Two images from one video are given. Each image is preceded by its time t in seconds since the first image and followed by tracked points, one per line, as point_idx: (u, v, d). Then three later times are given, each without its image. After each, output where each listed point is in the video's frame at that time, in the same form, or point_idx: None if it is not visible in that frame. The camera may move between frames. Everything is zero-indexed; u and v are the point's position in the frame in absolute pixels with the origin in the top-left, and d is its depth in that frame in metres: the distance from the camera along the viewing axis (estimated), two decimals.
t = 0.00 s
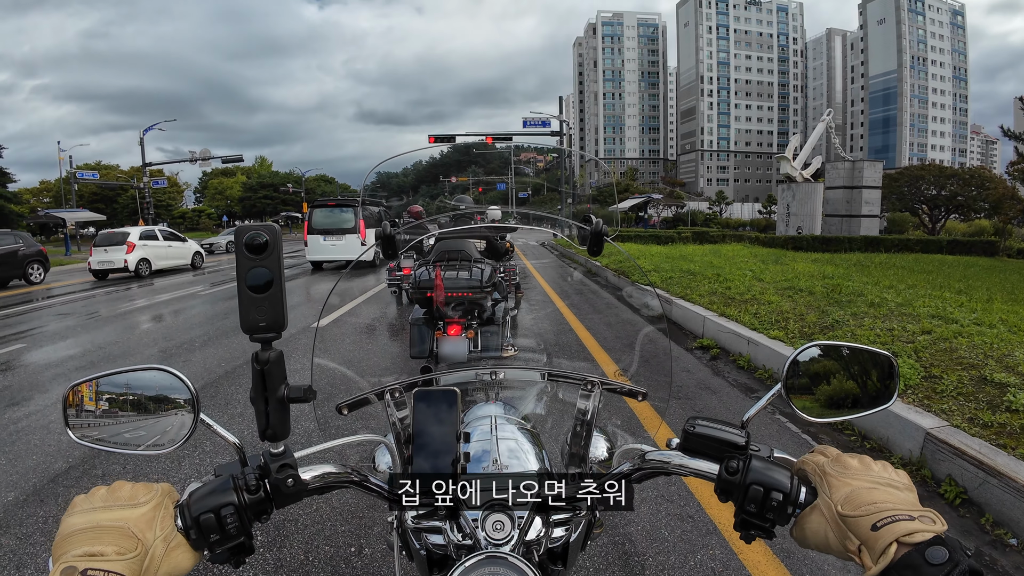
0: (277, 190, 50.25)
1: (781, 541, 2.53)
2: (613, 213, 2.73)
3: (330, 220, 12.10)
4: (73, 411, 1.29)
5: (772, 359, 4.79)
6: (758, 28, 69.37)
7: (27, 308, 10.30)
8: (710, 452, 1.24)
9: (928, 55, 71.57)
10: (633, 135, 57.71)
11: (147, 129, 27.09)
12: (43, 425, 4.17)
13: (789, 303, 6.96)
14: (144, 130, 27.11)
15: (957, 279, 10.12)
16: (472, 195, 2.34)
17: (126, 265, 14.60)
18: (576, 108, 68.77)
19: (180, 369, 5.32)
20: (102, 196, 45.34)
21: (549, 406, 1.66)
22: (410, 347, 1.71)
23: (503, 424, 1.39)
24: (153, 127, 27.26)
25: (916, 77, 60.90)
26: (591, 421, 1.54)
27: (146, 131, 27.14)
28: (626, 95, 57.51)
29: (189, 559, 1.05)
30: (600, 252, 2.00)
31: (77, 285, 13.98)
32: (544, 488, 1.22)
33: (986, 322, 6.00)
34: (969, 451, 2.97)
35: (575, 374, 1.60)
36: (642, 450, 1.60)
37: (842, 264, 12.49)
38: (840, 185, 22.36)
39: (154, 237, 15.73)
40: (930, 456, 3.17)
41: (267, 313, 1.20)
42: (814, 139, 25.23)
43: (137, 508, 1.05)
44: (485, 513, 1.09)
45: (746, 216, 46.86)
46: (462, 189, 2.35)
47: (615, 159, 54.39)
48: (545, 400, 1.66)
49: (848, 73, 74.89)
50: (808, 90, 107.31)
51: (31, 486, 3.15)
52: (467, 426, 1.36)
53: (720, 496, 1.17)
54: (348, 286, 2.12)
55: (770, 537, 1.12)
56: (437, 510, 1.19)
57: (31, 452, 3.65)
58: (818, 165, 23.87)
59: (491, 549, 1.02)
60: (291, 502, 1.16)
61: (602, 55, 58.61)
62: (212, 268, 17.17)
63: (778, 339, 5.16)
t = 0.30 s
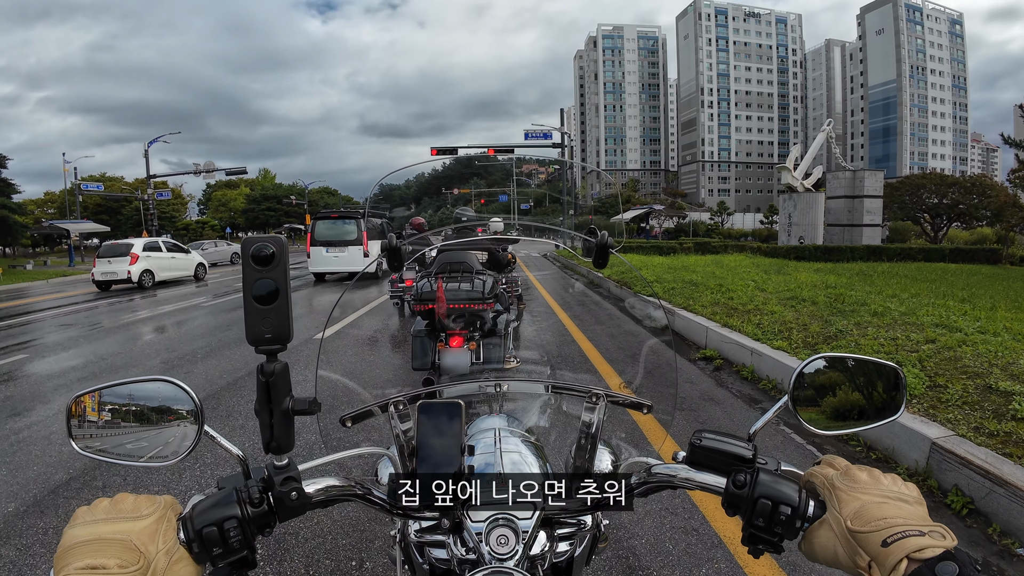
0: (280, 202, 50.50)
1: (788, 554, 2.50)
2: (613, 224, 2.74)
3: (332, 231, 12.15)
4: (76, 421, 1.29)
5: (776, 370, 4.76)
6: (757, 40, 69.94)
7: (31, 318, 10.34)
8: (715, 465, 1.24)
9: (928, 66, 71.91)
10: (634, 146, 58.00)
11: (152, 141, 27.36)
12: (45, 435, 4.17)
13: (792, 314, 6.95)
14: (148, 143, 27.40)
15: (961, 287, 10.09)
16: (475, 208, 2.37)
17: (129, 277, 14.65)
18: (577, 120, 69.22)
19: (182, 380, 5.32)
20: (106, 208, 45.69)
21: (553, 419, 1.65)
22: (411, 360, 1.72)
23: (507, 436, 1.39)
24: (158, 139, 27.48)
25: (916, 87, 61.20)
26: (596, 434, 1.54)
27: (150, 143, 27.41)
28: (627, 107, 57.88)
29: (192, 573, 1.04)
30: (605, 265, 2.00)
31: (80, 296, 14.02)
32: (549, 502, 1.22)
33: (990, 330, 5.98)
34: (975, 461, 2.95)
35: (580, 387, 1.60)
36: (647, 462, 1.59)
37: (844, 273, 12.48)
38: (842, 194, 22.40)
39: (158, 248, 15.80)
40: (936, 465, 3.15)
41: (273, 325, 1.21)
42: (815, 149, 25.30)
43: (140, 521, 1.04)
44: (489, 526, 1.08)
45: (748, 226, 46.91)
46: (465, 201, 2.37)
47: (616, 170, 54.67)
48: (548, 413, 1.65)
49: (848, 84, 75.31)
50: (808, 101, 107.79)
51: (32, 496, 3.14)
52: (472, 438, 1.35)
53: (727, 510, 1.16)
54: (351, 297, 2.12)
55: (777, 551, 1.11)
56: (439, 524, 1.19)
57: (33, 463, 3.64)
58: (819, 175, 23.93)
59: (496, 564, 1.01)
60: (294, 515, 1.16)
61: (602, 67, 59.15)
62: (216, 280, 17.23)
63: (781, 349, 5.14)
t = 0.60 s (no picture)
0: (283, 210, 50.67)
1: (792, 564, 2.48)
2: (615, 232, 2.75)
3: (334, 240, 12.18)
4: (76, 428, 1.29)
5: (778, 377, 4.75)
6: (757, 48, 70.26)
7: (34, 326, 10.37)
8: (717, 473, 1.23)
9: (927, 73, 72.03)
10: (635, 154, 58.18)
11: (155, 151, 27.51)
12: (46, 443, 4.17)
13: (795, 321, 6.93)
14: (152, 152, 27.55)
15: (963, 293, 10.05)
16: (476, 216, 2.38)
17: (131, 285, 14.68)
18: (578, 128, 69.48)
19: (184, 388, 5.32)
20: (109, 217, 45.89)
21: (554, 428, 1.65)
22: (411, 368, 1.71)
23: (507, 445, 1.39)
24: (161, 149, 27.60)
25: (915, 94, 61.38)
26: (597, 443, 1.54)
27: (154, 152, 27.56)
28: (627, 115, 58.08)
29: None
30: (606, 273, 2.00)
31: (82, 304, 14.05)
32: (549, 513, 1.21)
33: (993, 336, 5.96)
34: (980, 467, 2.93)
35: (581, 396, 1.59)
36: (649, 472, 1.59)
37: (846, 280, 12.46)
38: (843, 201, 22.39)
39: (160, 256, 15.86)
40: (941, 472, 3.12)
41: (272, 333, 1.21)
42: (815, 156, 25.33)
43: (138, 530, 1.04)
44: (488, 536, 1.08)
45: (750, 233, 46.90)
46: (466, 210, 2.38)
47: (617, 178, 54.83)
48: (549, 421, 1.65)
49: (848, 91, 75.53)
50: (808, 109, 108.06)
51: (33, 504, 3.13)
52: (473, 447, 1.35)
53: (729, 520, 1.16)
54: (352, 305, 2.12)
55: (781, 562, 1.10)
56: (437, 532, 1.18)
57: (33, 471, 3.64)
58: (820, 181, 23.94)
59: None
60: (293, 525, 1.15)
61: (603, 76, 59.46)
62: (218, 288, 17.26)
63: (784, 356, 5.12)
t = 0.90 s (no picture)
0: (285, 217, 50.84)
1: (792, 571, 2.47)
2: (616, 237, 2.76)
3: (336, 246, 12.22)
4: (75, 435, 1.30)
5: (779, 383, 4.74)
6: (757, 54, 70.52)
7: (36, 331, 10.39)
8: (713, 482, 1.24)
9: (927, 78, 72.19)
10: (636, 160, 58.31)
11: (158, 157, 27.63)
12: (46, 449, 4.17)
13: (796, 326, 6.93)
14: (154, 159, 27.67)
15: (965, 297, 10.04)
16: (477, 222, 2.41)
17: (133, 291, 14.71)
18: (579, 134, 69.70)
19: (184, 395, 5.33)
20: (111, 223, 46.08)
21: (553, 436, 1.65)
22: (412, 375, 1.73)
23: (505, 453, 1.39)
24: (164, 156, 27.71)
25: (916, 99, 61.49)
26: (594, 451, 1.54)
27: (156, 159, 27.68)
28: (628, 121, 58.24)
29: None
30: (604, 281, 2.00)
31: (84, 310, 14.09)
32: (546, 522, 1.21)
33: (994, 340, 5.95)
34: (981, 473, 2.92)
35: (579, 404, 1.59)
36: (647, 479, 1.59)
37: (847, 285, 12.46)
38: (844, 206, 22.42)
39: (162, 262, 15.90)
40: (942, 477, 3.11)
41: (269, 343, 1.21)
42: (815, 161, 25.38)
43: (135, 538, 1.05)
44: (484, 544, 1.08)
45: (751, 238, 46.90)
46: (467, 216, 2.41)
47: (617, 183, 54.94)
48: (548, 429, 1.65)
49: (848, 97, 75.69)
50: (808, 114, 108.33)
51: (33, 510, 3.14)
52: (471, 454, 1.35)
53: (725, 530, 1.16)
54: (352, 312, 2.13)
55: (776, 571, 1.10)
56: (433, 541, 1.18)
57: (34, 477, 3.64)
58: (820, 187, 23.99)
59: None
60: (289, 534, 1.15)
61: (603, 82, 59.69)
62: (219, 294, 17.29)
63: (785, 362, 5.12)
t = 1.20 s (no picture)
0: (285, 221, 50.90)
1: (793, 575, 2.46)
2: (616, 240, 2.75)
3: (336, 250, 12.24)
4: (78, 438, 1.30)
5: (780, 387, 4.73)
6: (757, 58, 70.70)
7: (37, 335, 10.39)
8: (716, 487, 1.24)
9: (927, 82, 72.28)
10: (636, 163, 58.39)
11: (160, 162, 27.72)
12: (47, 453, 4.17)
13: (796, 330, 6.92)
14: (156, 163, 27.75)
15: (965, 301, 10.03)
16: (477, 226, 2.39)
17: (134, 294, 14.73)
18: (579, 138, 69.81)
19: (185, 398, 5.33)
20: (112, 227, 46.16)
21: (554, 441, 1.65)
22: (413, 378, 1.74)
23: (508, 457, 1.39)
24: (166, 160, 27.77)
25: (916, 102, 61.57)
26: (597, 456, 1.56)
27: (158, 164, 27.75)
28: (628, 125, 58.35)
29: None
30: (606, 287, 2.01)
31: (85, 314, 14.09)
32: (549, 527, 1.21)
33: (996, 344, 5.93)
34: (983, 476, 2.91)
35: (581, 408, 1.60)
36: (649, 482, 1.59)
37: (847, 289, 12.46)
38: (844, 209, 22.42)
39: (163, 266, 15.92)
40: (944, 481, 3.10)
41: (274, 348, 1.22)
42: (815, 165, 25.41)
43: (140, 542, 1.05)
44: (488, 549, 1.09)
45: (751, 242, 46.87)
46: (468, 219, 2.41)
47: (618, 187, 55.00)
48: (550, 434, 1.65)
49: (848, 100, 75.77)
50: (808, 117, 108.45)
51: (34, 514, 3.14)
52: (474, 459, 1.35)
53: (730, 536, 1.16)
54: (355, 316, 2.13)
55: None
56: (436, 547, 1.18)
57: (34, 480, 3.64)
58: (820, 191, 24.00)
59: None
60: (293, 538, 1.15)
61: (604, 86, 59.84)
62: (220, 298, 17.31)
63: (786, 366, 5.11)
